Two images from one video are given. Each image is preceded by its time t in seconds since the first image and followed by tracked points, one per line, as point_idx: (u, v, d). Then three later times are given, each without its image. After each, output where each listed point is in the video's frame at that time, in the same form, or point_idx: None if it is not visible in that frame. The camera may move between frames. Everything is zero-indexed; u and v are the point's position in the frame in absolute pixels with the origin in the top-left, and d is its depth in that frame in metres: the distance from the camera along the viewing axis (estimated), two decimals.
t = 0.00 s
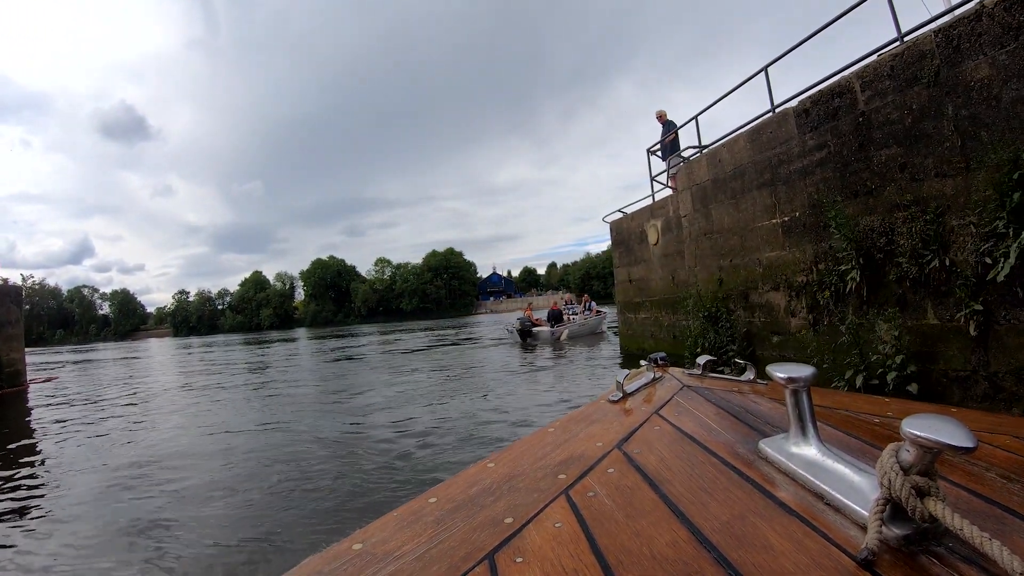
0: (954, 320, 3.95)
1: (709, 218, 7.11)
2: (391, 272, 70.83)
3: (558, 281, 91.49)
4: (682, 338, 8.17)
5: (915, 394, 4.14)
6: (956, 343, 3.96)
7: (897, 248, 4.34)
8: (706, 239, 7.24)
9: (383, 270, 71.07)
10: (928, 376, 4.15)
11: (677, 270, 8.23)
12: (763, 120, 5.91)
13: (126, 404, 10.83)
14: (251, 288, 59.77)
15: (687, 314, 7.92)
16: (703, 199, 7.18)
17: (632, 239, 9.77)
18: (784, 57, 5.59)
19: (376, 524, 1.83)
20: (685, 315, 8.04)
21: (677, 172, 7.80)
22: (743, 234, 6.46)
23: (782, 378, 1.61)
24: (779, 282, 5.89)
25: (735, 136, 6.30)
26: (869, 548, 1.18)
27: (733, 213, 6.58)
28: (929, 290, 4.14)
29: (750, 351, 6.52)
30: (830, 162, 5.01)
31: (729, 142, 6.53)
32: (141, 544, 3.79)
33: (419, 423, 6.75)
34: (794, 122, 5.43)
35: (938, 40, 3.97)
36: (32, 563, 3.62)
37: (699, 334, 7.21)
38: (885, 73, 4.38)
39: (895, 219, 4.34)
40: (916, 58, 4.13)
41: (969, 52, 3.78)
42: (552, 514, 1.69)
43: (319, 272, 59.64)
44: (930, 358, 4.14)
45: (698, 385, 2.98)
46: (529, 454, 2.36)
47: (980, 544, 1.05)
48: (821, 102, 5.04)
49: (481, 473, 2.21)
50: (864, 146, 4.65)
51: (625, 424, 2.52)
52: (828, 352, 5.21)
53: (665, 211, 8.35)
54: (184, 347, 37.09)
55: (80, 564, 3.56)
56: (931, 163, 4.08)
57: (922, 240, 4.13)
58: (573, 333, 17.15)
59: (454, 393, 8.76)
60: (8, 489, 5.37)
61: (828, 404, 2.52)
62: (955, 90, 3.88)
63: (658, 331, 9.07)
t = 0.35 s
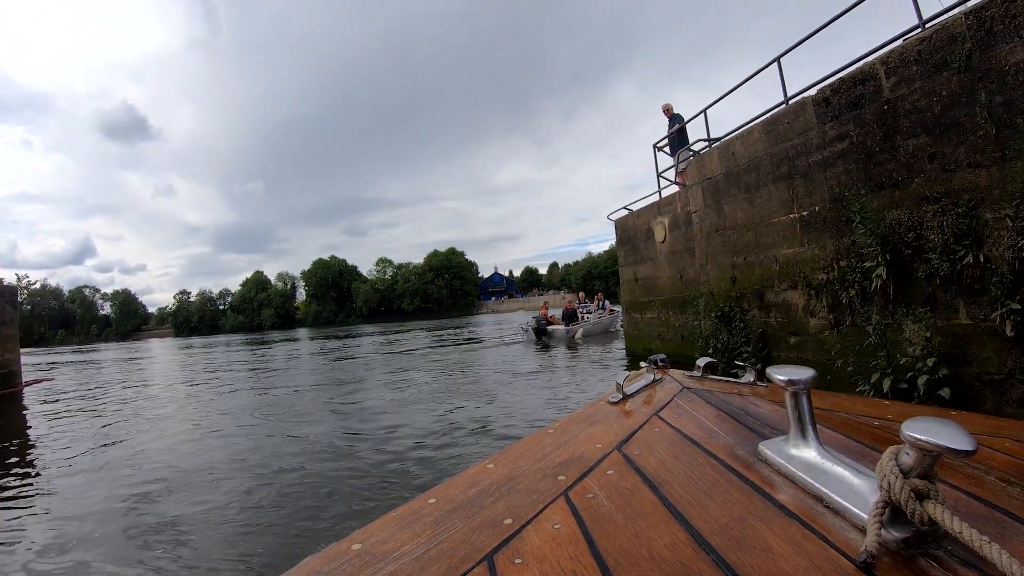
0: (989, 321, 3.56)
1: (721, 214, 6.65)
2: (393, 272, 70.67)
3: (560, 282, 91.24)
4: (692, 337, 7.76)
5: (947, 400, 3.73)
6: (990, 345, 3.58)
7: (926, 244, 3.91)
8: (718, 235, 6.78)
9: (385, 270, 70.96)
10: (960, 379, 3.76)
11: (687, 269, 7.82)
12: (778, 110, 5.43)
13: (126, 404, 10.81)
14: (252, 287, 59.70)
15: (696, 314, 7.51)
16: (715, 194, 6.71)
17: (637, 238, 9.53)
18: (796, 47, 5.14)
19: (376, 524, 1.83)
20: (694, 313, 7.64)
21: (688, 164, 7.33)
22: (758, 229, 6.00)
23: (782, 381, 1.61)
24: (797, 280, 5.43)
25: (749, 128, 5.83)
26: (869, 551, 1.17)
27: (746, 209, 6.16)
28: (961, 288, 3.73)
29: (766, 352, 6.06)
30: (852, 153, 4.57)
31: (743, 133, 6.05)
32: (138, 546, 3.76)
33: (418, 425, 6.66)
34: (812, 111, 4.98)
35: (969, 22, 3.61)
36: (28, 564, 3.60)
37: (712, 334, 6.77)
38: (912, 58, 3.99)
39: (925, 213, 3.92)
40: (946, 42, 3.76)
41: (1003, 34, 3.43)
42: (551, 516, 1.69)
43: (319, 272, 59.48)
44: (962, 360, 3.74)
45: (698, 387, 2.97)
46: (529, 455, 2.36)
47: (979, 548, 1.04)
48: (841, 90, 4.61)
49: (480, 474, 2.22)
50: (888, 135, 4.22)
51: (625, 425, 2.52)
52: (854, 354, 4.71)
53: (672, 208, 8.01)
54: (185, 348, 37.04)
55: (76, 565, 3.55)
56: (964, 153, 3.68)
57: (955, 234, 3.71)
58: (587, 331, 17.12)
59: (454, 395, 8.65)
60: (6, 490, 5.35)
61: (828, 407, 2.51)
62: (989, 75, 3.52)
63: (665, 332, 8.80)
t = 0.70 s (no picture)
0: None
1: (734, 208, 6.57)
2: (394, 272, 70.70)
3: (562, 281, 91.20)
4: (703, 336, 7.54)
5: (983, 404, 3.60)
6: None
7: (957, 236, 3.79)
8: (730, 230, 6.69)
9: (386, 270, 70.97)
10: (995, 382, 3.63)
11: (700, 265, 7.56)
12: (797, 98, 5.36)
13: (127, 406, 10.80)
14: (253, 288, 59.68)
15: (705, 311, 7.37)
16: (727, 187, 6.61)
17: (642, 236, 9.41)
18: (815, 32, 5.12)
19: (376, 525, 1.84)
20: (705, 310, 7.45)
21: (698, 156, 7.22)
22: (774, 224, 5.89)
23: (782, 382, 1.61)
24: (817, 277, 5.30)
25: (764, 118, 5.74)
26: (868, 553, 1.17)
27: (761, 202, 6.05)
28: (995, 284, 3.62)
29: (782, 352, 5.88)
30: (877, 141, 4.47)
31: (758, 124, 5.97)
32: (136, 549, 3.75)
33: (419, 427, 6.61)
34: (831, 99, 4.90)
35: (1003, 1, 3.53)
36: (26, 566, 3.60)
37: (725, 334, 6.58)
38: (939, 40, 3.89)
39: (955, 204, 3.80)
40: (976, 22, 3.66)
41: None
42: (550, 516, 1.69)
43: (320, 272, 59.38)
44: (996, 361, 3.63)
45: (697, 388, 2.98)
46: (529, 455, 2.37)
47: (979, 550, 1.04)
48: (864, 75, 4.52)
49: (480, 474, 2.22)
50: (915, 123, 4.12)
51: (625, 426, 2.52)
52: (881, 355, 4.55)
53: (682, 202, 7.83)
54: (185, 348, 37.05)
55: (76, 567, 3.55)
56: (997, 140, 3.59)
57: (988, 226, 3.60)
58: (602, 329, 17.21)
59: (456, 396, 8.59)
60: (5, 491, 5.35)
61: (828, 408, 2.52)
62: None
63: (673, 332, 8.67)
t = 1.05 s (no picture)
0: None
1: (747, 202, 5.88)
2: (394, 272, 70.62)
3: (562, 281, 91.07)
4: (714, 337, 6.82)
5: None
6: None
7: (993, 229, 3.34)
8: (743, 225, 6.00)
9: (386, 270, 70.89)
10: None
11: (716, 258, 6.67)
12: (815, 83, 4.75)
13: (126, 408, 10.75)
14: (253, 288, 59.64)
15: (716, 309, 6.67)
16: (739, 179, 5.93)
17: (647, 231, 8.59)
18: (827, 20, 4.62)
19: (375, 525, 1.84)
20: (716, 310, 6.76)
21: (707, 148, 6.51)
22: (790, 219, 5.26)
23: (782, 381, 1.61)
24: (838, 273, 4.69)
25: (780, 106, 5.10)
26: (869, 551, 1.17)
27: (777, 195, 5.39)
28: None
29: (801, 352, 5.24)
30: (902, 129, 3.98)
31: (772, 112, 5.32)
32: (133, 553, 3.72)
33: (418, 429, 6.53)
34: (852, 85, 4.36)
35: None
36: (23, 571, 3.58)
37: (740, 334, 5.92)
38: (971, 22, 3.52)
39: (991, 195, 3.37)
40: None
41: None
42: (550, 515, 1.69)
43: (320, 272, 59.20)
44: None
45: (697, 386, 2.98)
46: (528, 455, 2.36)
47: (978, 547, 1.04)
48: (888, 60, 4.04)
49: (481, 473, 2.23)
50: (945, 108, 3.67)
51: (625, 425, 2.52)
52: (912, 356, 4.00)
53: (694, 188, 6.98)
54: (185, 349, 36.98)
55: (75, 569, 3.56)
56: None
57: None
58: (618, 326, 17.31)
59: (456, 398, 8.44)
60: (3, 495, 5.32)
61: (828, 407, 2.51)
62: None
63: (680, 331, 7.94)
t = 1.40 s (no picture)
0: None
1: (763, 196, 5.61)
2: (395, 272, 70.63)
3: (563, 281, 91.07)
4: (725, 335, 6.53)
5: None
6: None
7: None
8: (758, 220, 5.73)
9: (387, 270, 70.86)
10: None
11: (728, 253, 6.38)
12: (836, 70, 4.58)
13: (128, 408, 10.76)
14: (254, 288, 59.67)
15: (728, 306, 6.47)
16: (755, 172, 5.67)
17: (655, 228, 8.34)
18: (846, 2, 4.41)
19: (376, 525, 1.84)
20: (727, 308, 6.51)
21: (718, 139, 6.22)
22: (809, 213, 5.02)
23: (782, 378, 1.61)
24: (862, 269, 4.51)
25: (798, 94, 4.90)
26: (869, 548, 1.18)
27: (795, 188, 5.17)
28: None
29: (822, 355, 5.02)
30: (931, 117, 3.86)
31: (789, 101, 5.11)
32: (132, 554, 3.71)
33: (418, 430, 6.47)
34: (876, 71, 4.22)
35: None
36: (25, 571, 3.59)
37: (756, 335, 5.73)
38: (1006, 2, 3.42)
39: None
40: None
41: None
42: (552, 514, 1.69)
43: (320, 272, 59.16)
44: None
45: (697, 384, 2.99)
46: (528, 454, 2.36)
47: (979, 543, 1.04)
48: (916, 43, 3.91)
49: (481, 473, 2.23)
50: (977, 94, 3.58)
51: (625, 423, 2.53)
52: (946, 358, 3.86)
53: (706, 182, 6.65)
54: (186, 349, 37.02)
55: (78, 569, 3.57)
56: None
57: None
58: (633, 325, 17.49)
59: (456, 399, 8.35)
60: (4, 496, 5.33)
61: (827, 404, 2.52)
62: None
63: (688, 331, 7.60)
